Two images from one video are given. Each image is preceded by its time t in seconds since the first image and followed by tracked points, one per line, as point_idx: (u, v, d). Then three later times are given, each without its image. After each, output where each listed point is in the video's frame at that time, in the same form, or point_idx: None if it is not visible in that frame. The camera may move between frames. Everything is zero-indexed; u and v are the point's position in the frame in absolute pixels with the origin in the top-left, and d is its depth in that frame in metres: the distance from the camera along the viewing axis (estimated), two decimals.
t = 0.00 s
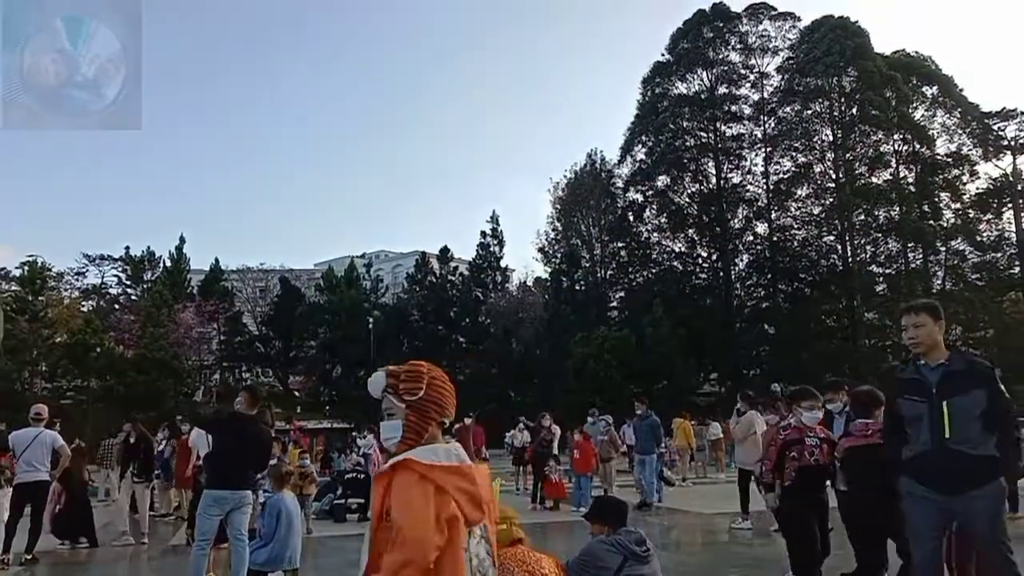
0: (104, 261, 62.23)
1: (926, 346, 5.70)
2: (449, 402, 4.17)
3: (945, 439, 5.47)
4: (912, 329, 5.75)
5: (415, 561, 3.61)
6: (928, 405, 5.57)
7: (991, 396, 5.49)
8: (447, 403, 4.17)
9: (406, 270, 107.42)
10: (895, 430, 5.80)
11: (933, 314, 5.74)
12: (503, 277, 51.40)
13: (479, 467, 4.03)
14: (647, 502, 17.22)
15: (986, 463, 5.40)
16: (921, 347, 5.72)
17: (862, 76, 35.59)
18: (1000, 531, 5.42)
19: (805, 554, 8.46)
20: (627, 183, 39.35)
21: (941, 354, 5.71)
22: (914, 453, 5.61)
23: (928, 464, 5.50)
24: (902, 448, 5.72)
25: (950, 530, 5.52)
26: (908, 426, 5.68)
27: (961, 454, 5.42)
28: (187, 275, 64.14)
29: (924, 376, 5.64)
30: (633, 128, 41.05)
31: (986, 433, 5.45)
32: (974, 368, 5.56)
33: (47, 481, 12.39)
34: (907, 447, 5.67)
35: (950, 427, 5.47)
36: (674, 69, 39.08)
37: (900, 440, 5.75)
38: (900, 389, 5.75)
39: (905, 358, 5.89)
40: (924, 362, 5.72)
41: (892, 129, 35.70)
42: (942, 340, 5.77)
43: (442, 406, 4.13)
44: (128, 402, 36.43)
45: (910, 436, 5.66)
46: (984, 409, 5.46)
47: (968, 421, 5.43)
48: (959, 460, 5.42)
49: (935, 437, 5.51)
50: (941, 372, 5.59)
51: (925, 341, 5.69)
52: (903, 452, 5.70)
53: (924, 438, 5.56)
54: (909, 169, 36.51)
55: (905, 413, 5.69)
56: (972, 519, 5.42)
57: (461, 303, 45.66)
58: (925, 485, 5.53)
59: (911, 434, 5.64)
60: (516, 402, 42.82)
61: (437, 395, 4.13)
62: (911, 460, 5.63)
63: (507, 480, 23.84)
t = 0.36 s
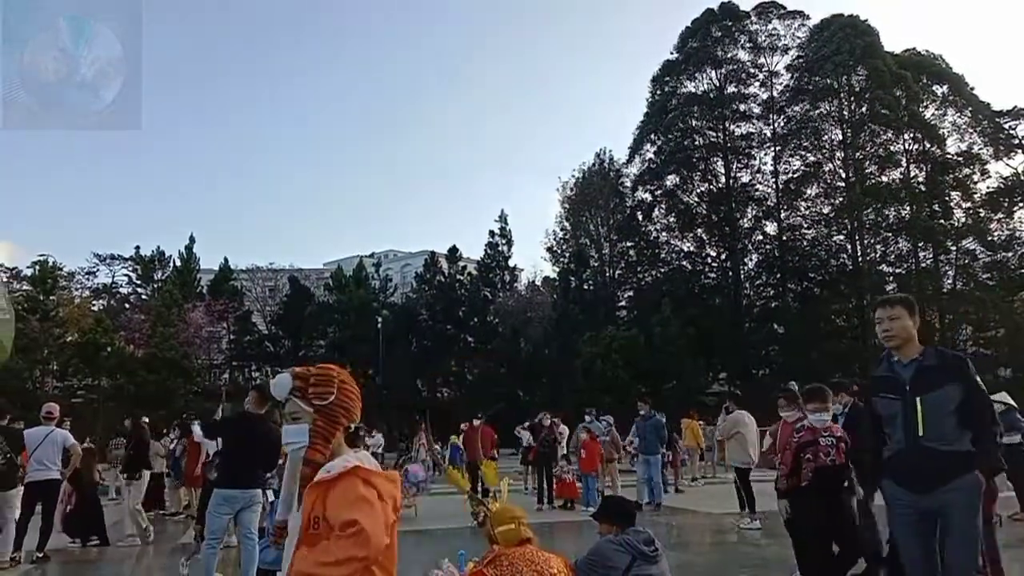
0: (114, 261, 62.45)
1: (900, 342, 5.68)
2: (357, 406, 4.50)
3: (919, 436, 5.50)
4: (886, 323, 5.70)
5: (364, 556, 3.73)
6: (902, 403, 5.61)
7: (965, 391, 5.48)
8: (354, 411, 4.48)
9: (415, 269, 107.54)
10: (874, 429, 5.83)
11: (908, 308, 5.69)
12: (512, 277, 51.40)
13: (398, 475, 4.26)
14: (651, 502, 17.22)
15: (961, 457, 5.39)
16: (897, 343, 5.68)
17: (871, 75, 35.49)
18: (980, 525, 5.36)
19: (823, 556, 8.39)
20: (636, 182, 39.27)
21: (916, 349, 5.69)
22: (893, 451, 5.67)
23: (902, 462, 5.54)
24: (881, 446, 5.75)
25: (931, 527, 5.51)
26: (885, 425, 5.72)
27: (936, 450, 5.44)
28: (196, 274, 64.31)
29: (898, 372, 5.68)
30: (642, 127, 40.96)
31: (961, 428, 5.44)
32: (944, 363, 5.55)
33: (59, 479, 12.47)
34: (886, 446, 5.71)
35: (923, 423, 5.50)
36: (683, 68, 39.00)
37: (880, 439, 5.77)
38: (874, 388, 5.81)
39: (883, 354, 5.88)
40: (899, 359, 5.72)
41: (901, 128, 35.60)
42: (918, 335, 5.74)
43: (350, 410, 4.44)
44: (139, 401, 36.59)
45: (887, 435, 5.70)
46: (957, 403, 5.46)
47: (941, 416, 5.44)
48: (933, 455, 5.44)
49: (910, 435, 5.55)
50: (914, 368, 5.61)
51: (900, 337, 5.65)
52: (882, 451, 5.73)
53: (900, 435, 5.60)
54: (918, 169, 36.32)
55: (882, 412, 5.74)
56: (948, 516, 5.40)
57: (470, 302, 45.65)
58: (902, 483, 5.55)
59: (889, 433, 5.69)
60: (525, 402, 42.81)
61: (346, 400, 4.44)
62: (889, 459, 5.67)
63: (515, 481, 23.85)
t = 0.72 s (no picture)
0: (130, 262, 62.95)
1: (902, 342, 5.44)
2: (264, 408, 3.99)
3: (911, 443, 5.29)
4: (890, 322, 5.47)
5: None
6: (898, 408, 5.41)
7: (965, 397, 5.21)
8: (261, 408, 3.98)
9: (428, 270, 108.07)
10: (875, 434, 5.63)
11: (913, 308, 5.46)
12: (524, 277, 51.48)
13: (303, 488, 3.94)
14: (660, 502, 17.20)
15: (955, 468, 5.15)
16: (899, 344, 5.45)
17: (886, 74, 35.31)
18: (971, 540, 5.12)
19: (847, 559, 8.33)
20: (648, 183, 39.15)
21: (919, 351, 5.45)
22: (889, 460, 5.46)
23: (897, 468, 5.35)
24: (879, 453, 5.55)
25: (924, 538, 5.29)
26: (883, 430, 5.53)
27: (930, 458, 5.21)
28: (210, 275, 64.72)
29: (896, 374, 5.47)
30: (655, 127, 40.88)
31: (957, 436, 5.19)
32: (942, 367, 5.30)
33: (75, 479, 12.60)
34: (883, 451, 5.51)
35: (917, 430, 5.29)
36: (696, 67, 38.92)
37: (879, 444, 5.58)
38: (873, 390, 5.62)
39: (886, 354, 5.65)
40: (900, 360, 5.50)
41: (916, 128, 35.35)
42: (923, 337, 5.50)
43: (255, 413, 3.95)
44: (153, 401, 36.92)
45: (885, 440, 5.50)
46: (955, 410, 5.21)
47: (936, 422, 5.22)
48: (927, 464, 5.21)
49: (903, 442, 5.34)
50: (913, 371, 5.38)
51: (903, 338, 5.42)
52: (881, 456, 5.54)
53: (894, 441, 5.40)
54: (934, 168, 36.09)
55: (881, 415, 5.55)
56: (939, 526, 5.18)
57: (482, 303, 45.64)
58: (895, 491, 5.35)
59: (886, 438, 5.49)
60: (537, 403, 42.80)
61: (250, 400, 3.93)
62: (886, 466, 5.47)
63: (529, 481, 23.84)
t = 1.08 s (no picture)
0: (151, 261, 63.54)
1: (919, 333, 5.38)
2: (148, 405, 4.11)
3: (927, 441, 5.18)
4: (908, 311, 5.42)
5: None
6: (912, 403, 5.31)
7: (984, 394, 5.11)
8: (149, 407, 4.11)
9: (445, 268, 108.35)
10: (885, 430, 5.53)
11: (933, 298, 5.41)
12: (542, 276, 51.52)
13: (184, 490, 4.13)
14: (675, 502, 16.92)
15: (972, 468, 5.04)
16: (917, 336, 5.38)
17: (907, 71, 34.96)
18: (985, 544, 5.00)
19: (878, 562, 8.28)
20: (666, 181, 39.01)
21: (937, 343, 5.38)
22: (900, 457, 5.34)
23: (910, 467, 5.24)
24: (889, 451, 5.44)
25: (935, 541, 5.18)
26: (895, 425, 5.44)
27: (945, 456, 5.11)
28: (230, 274, 65.27)
29: (911, 367, 5.39)
30: (673, 125, 40.75)
31: (974, 435, 5.09)
32: (961, 362, 5.21)
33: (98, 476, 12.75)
34: (894, 449, 5.40)
35: (934, 427, 5.17)
36: (714, 65, 38.78)
37: (890, 444, 5.48)
38: (886, 384, 5.53)
39: (901, 348, 5.59)
40: (915, 353, 5.43)
41: (937, 125, 34.90)
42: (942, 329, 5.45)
43: (139, 410, 4.06)
44: (175, 399, 37.33)
45: (897, 437, 5.41)
46: (974, 407, 5.11)
47: (953, 419, 5.11)
48: (941, 462, 5.11)
49: (917, 439, 5.24)
50: (930, 365, 5.29)
51: (921, 329, 5.35)
52: (890, 454, 5.44)
53: (908, 439, 5.30)
54: (956, 165, 35.78)
55: (893, 410, 5.46)
56: (953, 529, 5.07)
57: (500, 302, 45.65)
58: (906, 489, 5.25)
59: (898, 435, 5.39)
60: (555, 402, 42.79)
61: (135, 397, 4.04)
62: (895, 464, 5.37)
63: (547, 481, 23.79)
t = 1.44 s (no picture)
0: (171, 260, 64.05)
1: (923, 331, 5.21)
2: (29, 408, 3.91)
3: (936, 446, 4.98)
4: (908, 309, 5.26)
5: None
6: (918, 406, 5.10)
7: (996, 398, 4.94)
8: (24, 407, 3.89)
9: (461, 269, 108.49)
10: (888, 431, 5.35)
11: (937, 294, 5.25)
12: (558, 275, 51.53)
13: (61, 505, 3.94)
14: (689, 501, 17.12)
15: (985, 475, 4.86)
16: (921, 334, 5.21)
17: (927, 68, 34.36)
18: (1000, 556, 4.82)
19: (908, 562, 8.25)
20: (683, 179, 38.89)
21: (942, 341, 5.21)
22: (903, 462, 5.15)
23: (917, 473, 5.03)
24: (894, 453, 5.26)
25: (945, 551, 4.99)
26: (899, 427, 5.24)
27: (956, 462, 4.91)
28: (248, 273, 65.74)
29: (916, 367, 5.19)
30: (690, 124, 40.63)
31: (985, 439, 4.92)
32: (971, 363, 5.03)
33: (118, 473, 12.94)
34: (899, 454, 5.21)
35: (944, 431, 4.97)
36: (732, 63, 38.48)
37: (893, 446, 5.30)
38: (889, 384, 5.32)
39: (902, 346, 5.41)
40: (919, 353, 5.24)
41: (957, 122, 34.57)
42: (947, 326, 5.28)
43: (14, 409, 3.86)
44: (195, 398, 37.70)
45: (901, 440, 5.22)
46: (986, 410, 4.93)
47: (965, 423, 4.92)
48: (951, 468, 4.91)
49: (924, 443, 5.03)
50: (937, 365, 5.09)
51: (925, 327, 5.18)
52: (894, 459, 5.24)
53: (914, 443, 5.10)
54: (977, 164, 35.62)
55: (897, 411, 5.26)
56: (963, 539, 4.87)
57: (516, 301, 45.70)
58: (912, 495, 5.05)
59: (903, 438, 5.20)
60: (572, 402, 42.76)
61: (13, 394, 3.84)
62: (900, 468, 5.17)
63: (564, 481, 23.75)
